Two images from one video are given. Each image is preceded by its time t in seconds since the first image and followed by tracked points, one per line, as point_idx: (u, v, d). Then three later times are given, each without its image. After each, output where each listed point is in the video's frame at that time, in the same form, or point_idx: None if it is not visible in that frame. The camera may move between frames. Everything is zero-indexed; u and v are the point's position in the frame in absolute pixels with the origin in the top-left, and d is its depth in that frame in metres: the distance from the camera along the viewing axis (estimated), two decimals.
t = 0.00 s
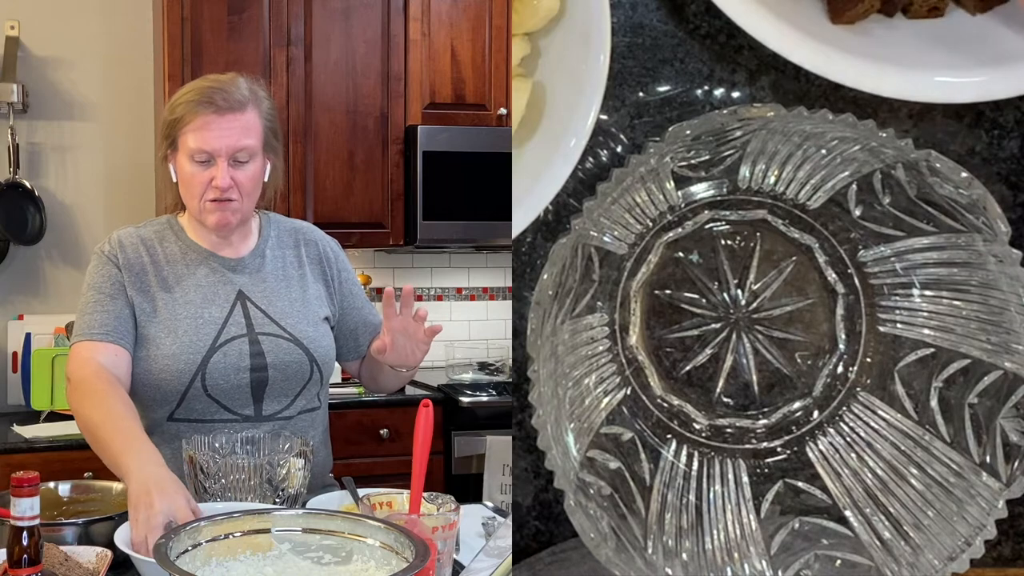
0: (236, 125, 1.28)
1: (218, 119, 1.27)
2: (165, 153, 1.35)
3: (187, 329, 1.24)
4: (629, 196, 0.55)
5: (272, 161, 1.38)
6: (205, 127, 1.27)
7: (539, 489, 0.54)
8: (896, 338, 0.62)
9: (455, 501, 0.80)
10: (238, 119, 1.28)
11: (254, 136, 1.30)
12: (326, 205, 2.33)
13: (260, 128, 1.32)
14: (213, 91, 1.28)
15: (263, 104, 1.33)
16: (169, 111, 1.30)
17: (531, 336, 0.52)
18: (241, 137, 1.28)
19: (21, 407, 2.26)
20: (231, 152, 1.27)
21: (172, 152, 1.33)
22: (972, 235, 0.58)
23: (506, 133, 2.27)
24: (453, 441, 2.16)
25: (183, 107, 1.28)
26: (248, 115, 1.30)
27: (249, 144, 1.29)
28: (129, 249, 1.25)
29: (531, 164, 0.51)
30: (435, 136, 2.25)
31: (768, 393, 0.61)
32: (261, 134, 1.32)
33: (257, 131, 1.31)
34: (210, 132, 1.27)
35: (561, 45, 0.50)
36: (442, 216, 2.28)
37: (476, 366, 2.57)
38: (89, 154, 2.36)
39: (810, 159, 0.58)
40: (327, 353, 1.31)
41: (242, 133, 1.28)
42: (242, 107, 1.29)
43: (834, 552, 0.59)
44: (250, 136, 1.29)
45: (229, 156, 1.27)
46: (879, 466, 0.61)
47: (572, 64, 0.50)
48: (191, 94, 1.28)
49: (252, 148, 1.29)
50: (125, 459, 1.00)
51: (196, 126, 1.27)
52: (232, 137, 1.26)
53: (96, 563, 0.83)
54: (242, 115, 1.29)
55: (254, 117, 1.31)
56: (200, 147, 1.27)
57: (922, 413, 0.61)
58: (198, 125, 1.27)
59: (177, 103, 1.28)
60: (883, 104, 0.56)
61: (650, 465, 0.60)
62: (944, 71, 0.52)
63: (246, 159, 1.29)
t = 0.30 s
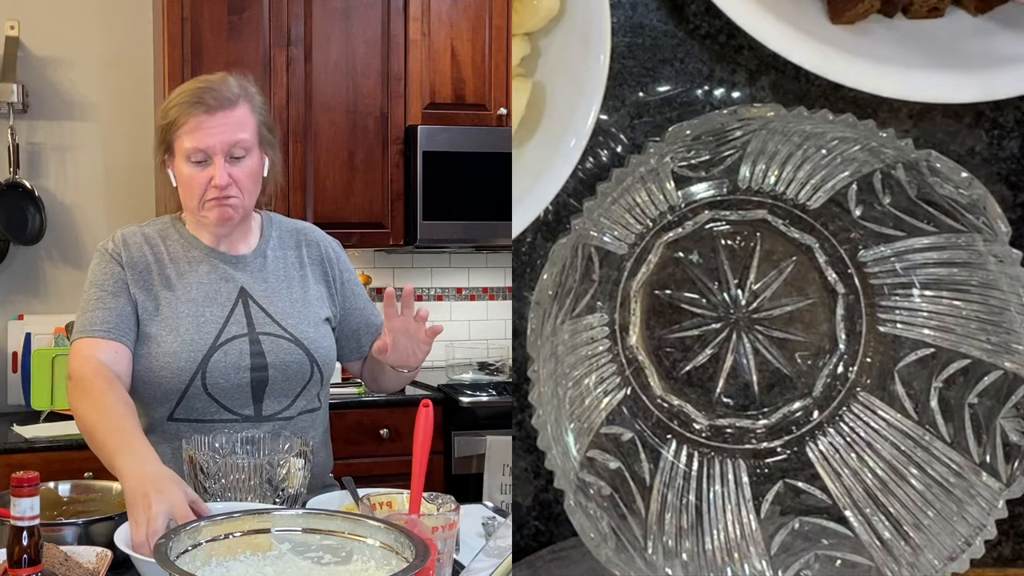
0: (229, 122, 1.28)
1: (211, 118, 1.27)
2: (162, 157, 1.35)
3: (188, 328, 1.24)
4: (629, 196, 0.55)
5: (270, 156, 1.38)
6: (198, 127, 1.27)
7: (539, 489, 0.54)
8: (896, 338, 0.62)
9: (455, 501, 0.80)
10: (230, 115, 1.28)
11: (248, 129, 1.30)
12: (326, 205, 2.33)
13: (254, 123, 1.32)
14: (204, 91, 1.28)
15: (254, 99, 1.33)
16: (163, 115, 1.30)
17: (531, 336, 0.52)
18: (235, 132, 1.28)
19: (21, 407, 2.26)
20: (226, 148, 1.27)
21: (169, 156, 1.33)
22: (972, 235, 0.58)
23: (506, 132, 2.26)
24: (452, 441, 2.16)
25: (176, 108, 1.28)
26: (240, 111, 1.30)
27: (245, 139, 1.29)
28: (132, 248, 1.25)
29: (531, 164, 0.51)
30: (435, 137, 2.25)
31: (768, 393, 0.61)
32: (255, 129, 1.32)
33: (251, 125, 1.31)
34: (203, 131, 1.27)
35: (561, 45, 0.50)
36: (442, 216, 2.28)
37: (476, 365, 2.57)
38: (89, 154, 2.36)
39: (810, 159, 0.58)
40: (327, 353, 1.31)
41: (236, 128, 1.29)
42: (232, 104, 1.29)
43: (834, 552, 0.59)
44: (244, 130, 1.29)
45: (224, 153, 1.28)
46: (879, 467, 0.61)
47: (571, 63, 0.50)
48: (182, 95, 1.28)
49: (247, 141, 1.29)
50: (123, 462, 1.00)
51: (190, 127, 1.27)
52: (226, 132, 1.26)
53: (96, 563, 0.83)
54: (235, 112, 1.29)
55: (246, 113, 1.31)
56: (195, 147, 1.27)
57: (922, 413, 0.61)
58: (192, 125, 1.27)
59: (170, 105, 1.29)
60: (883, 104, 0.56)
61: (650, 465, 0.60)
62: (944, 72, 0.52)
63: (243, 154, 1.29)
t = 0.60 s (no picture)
0: (217, 115, 1.28)
1: (198, 113, 1.27)
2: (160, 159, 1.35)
3: (191, 327, 1.24)
4: (629, 196, 0.55)
5: (266, 151, 1.38)
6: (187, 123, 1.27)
7: (539, 490, 0.54)
8: (896, 338, 0.62)
9: (455, 501, 0.80)
10: (217, 109, 1.28)
11: (236, 121, 1.29)
12: (326, 205, 2.33)
13: (244, 116, 1.31)
14: (190, 88, 1.28)
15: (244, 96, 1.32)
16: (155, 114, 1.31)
17: (531, 336, 0.52)
18: (224, 125, 1.27)
19: (21, 407, 2.26)
20: (216, 142, 1.27)
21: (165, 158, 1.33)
22: (972, 235, 0.58)
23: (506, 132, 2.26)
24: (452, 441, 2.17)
25: (166, 106, 1.28)
26: (227, 104, 1.29)
27: (235, 131, 1.28)
28: (137, 248, 1.25)
29: (530, 164, 0.51)
30: (435, 137, 2.25)
31: (768, 393, 0.61)
32: (245, 121, 1.31)
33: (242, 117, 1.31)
34: (192, 128, 1.27)
35: (562, 44, 0.50)
36: (442, 216, 2.28)
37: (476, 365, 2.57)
38: (89, 154, 2.36)
39: (810, 159, 0.59)
40: (328, 353, 1.31)
41: (224, 121, 1.28)
42: (219, 99, 1.28)
43: (834, 552, 0.60)
44: (232, 122, 1.28)
45: (214, 147, 1.27)
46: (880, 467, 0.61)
47: (571, 64, 0.50)
48: (171, 92, 1.29)
49: (237, 134, 1.28)
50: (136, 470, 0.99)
51: (179, 124, 1.27)
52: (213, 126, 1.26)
53: (96, 563, 0.83)
54: (221, 105, 1.28)
55: (234, 106, 1.30)
56: (185, 143, 1.27)
57: (921, 413, 0.61)
58: (182, 122, 1.27)
59: (160, 105, 1.29)
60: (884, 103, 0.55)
61: (650, 466, 0.60)
62: (933, 80, 0.52)
63: (234, 147, 1.29)
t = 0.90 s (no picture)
0: (223, 120, 1.27)
1: (204, 116, 1.27)
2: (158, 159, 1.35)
3: (188, 329, 1.24)
4: (629, 196, 0.55)
5: (264, 153, 1.38)
6: (192, 126, 1.27)
7: (539, 490, 0.53)
8: (896, 338, 0.62)
9: (455, 501, 0.80)
10: (223, 114, 1.28)
11: (242, 127, 1.29)
12: (326, 205, 2.33)
13: (247, 120, 1.31)
14: (196, 90, 1.27)
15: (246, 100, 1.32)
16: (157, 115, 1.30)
17: (531, 336, 0.52)
18: (229, 131, 1.27)
19: (21, 407, 2.26)
20: (221, 147, 1.27)
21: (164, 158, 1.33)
22: (972, 235, 0.57)
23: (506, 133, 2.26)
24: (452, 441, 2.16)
25: (169, 108, 1.27)
26: (232, 108, 1.29)
27: (239, 136, 1.28)
28: (132, 250, 1.25)
29: (530, 165, 0.51)
30: (435, 137, 2.25)
31: (768, 392, 0.61)
32: (248, 126, 1.31)
33: (245, 123, 1.31)
34: (197, 130, 1.26)
35: (561, 45, 0.50)
36: (441, 216, 2.28)
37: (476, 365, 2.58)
38: (89, 154, 2.36)
39: (811, 159, 0.58)
40: (327, 353, 1.31)
41: (229, 126, 1.28)
42: (225, 103, 1.28)
43: (834, 552, 0.59)
44: (239, 128, 1.28)
45: (219, 151, 1.27)
46: (880, 467, 0.61)
47: (571, 63, 0.50)
48: (175, 94, 1.28)
49: (242, 140, 1.28)
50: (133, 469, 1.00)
51: (184, 127, 1.27)
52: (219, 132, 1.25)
53: (96, 563, 0.83)
54: (227, 110, 1.28)
55: (239, 110, 1.30)
56: (190, 146, 1.26)
57: (921, 413, 0.61)
58: (186, 125, 1.27)
59: (163, 107, 1.28)
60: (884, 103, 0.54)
61: (650, 465, 0.60)
62: (924, 91, 0.52)
63: (238, 152, 1.29)
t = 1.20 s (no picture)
0: (226, 122, 1.27)
1: (207, 118, 1.26)
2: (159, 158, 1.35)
3: (188, 330, 1.24)
4: (629, 196, 0.55)
5: (266, 155, 1.38)
6: (194, 126, 1.26)
7: (539, 490, 0.53)
8: (896, 338, 0.62)
9: (455, 501, 0.80)
10: (226, 116, 1.28)
11: (245, 130, 1.29)
12: (326, 205, 2.33)
13: (250, 122, 1.31)
14: (198, 91, 1.27)
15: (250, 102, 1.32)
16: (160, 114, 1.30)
17: (531, 336, 0.52)
18: (233, 133, 1.27)
19: (21, 407, 2.26)
20: (222, 150, 1.27)
21: (166, 158, 1.33)
22: (972, 235, 0.57)
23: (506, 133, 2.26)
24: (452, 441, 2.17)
25: (172, 108, 1.27)
26: (236, 110, 1.29)
27: (242, 139, 1.28)
28: (131, 251, 1.25)
29: (530, 165, 0.50)
30: (435, 137, 2.25)
31: (767, 392, 0.61)
32: (251, 129, 1.31)
33: (248, 126, 1.31)
34: (199, 131, 1.26)
35: (561, 45, 0.50)
36: (440, 216, 2.28)
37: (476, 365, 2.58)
38: (89, 154, 2.36)
39: (811, 159, 0.58)
40: (327, 353, 1.31)
41: (232, 128, 1.28)
42: (228, 104, 1.28)
43: (834, 552, 0.59)
44: (241, 131, 1.28)
45: (222, 153, 1.27)
46: (880, 467, 0.61)
47: (571, 63, 0.50)
48: (178, 95, 1.28)
49: (244, 143, 1.28)
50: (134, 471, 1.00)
51: (187, 128, 1.26)
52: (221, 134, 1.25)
53: (96, 563, 0.83)
54: (231, 112, 1.28)
55: (242, 112, 1.30)
56: (191, 147, 1.26)
57: (921, 413, 0.61)
58: (189, 126, 1.26)
59: (165, 107, 1.28)
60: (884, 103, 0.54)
61: (650, 466, 0.60)
62: (925, 90, 0.51)
63: (240, 155, 1.29)
